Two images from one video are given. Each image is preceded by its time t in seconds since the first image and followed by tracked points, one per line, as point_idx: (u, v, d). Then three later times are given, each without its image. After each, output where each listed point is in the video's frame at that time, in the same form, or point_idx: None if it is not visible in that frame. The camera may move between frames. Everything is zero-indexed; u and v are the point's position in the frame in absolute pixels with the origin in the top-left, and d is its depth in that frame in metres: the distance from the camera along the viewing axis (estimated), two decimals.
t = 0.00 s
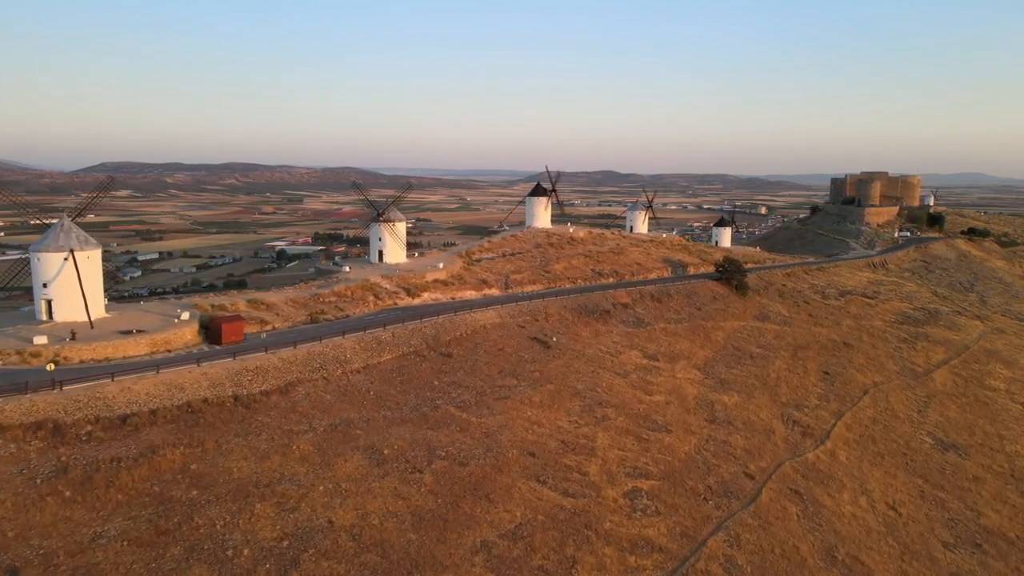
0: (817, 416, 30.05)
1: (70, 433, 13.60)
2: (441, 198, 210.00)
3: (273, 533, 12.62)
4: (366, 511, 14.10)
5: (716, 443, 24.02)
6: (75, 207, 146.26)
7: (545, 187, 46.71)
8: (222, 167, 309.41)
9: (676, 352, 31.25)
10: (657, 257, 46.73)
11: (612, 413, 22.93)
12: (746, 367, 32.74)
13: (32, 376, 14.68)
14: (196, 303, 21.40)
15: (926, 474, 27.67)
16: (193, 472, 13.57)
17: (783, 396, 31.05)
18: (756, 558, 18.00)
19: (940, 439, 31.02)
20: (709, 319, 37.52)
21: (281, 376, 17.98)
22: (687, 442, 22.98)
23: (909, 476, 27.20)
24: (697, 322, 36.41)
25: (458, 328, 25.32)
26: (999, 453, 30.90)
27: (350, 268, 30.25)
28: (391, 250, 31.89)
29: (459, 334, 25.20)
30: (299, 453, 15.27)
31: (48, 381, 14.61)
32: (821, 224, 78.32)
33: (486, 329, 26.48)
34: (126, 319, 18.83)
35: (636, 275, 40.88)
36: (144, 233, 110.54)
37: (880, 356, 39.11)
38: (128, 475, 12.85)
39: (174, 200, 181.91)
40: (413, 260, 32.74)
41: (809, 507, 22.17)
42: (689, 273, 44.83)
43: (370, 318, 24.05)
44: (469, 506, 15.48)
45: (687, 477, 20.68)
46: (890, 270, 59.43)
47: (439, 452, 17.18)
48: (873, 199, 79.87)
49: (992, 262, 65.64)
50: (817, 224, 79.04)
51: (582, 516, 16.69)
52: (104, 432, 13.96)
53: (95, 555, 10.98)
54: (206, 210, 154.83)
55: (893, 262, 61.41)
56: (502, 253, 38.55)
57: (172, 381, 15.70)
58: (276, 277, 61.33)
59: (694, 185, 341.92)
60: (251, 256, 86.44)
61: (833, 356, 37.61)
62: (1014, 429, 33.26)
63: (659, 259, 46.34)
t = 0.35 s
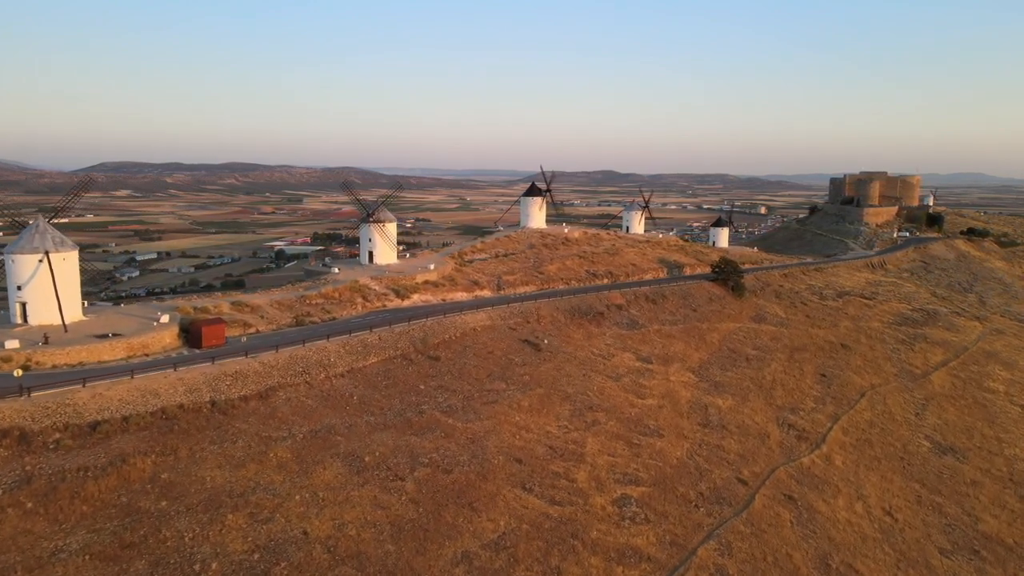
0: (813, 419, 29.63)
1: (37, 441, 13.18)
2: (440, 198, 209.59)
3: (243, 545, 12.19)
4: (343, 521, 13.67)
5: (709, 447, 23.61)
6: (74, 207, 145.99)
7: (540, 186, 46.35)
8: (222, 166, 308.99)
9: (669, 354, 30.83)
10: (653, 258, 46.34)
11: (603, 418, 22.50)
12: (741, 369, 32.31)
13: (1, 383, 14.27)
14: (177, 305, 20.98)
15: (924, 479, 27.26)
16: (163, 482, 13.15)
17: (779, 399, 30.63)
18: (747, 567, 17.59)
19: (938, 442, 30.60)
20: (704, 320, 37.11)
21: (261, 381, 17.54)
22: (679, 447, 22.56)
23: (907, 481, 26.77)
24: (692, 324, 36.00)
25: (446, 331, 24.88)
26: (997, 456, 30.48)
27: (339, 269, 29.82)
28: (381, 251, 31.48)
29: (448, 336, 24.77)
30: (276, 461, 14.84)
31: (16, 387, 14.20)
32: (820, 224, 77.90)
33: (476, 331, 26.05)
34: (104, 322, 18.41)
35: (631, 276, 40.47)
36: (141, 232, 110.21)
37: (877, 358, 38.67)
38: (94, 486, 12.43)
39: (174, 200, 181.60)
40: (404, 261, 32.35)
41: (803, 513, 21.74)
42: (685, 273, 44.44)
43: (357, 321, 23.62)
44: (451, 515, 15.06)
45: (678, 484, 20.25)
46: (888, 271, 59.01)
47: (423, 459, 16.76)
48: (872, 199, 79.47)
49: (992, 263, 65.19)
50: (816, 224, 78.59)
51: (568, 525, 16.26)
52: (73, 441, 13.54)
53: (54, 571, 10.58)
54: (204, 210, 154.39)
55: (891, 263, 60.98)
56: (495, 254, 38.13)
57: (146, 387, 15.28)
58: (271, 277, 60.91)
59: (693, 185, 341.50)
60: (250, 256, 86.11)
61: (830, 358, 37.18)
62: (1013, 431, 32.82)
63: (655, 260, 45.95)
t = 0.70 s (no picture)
0: (809, 423, 29.16)
1: None
2: (439, 198, 209.09)
3: (208, 560, 11.73)
4: (316, 533, 13.20)
5: (701, 452, 23.14)
6: (74, 207, 145.53)
7: (534, 186, 45.89)
8: (221, 166, 308.79)
9: (663, 357, 30.37)
10: (648, 259, 45.90)
11: (593, 423, 22.04)
12: (736, 372, 31.86)
13: None
14: (156, 308, 20.52)
15: (921, 484, 26.78)
16: (129, 493, 12.70)
17: (773, 402, 30.18)
18: None
19: (935, 446, 30.13)
20: (699, 322, 36.65)
21: (238, 387, 17.07)
22: (670, 453, 22.09)
23: (903, 486, 26.29)
24: (687, 326, 35.55)
25: (434, 334, 24.42)
26: (996, 460, 30.02)
27: (327, 270, 29.35)
28: (371, 252, 31.03)
29: (435, 339, 24.31)
30: (249, 470, 14.37)
31: None
32: (819, 224, 77.47)
33: (464, 334, 25.57)
34: (78, 326, 17.95)
35: (625, 277, 40.01)
36: (140, 232, 109.79)
37: (874, 359, 38.21)
38: (54, 498, 11.98)
39: (172, 200, 181.14)
40: (394, 263, 31.88)
41: (797, 520, 21.27)
42: (681, 274, 43.98)
43: (342, 324, 23.15)
44: (430, 526, 14.59)
45: (669, 491, 19.78)
46: (887, 271, 58.53)
47: (403, 467, 16.29)
48: (871, 199, 79.01)
49: (991, 263, 64.71)
50: (814, 224, 78.12)
51: (552, 535, 15.79)
52: (36, 450, 13.09)
53: None
54: (202, 210, 153.84)
55: (890, 263, 60.52)
56: (487, 255, 37.67)
57: (116, 393, 14.83)
58: (267, 278, 60.43)
59: (693, 185, 341.08)
60: (248, 256, 85.62)
61: (826, 360, 36.71)
62: (1012, 435, 32.35)
63: (650, 261, 45.50)
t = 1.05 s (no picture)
0: (805, 426, 28.74)
1: None
2: (438, 198, 208.66)
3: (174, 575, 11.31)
4: (289, 545, 12.78)
5: (693, 458, 22.71)
6: (73, 207, 145.15)
7: (528, 186, 45.47)
8: (221, 165, 308.23)
9: (656, 360, 29.95)
10: (644, 259, 45.47)
11: (583, 428, 21.60)
12: (731, 375, 31.43)
13: None
14: (137, 311, 20.11)
15: (918, 489, 26.36)
16: (95, 505, 12.29)
17: (769, 405, 29.74)
18: None
19: (933, 449, 29.70)
20: (694, 324, 36.22)
21: (216, 393, 16.65)
22: (662, 458, 21.66)
23: (900, 491, 25.86)
24: (681, 327, 35.12)
25: (422, 337, 23.98)
26: (994, 463, 29.59)
27: (315, 272, 28.92)
28: (360, 253, 30.64)
29: (423, 342, 23.90)
30: (222, 479, 13.96)
31: None
32: (817, 224, 77.03)
33: (453, 337, 25.15)
34: (53, 329, 17.55)
35: (620, 278, 39.60)
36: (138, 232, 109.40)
37: (872, 361, 37.79)
38: (15, 510, 11.58)
39: (172, 199, 180.72)
40: (384, 264, 31.45)
41: (791, 527, 20.84)
42: (677, 275, 43.55)
43: (327, 327, 22.71)
44: (410, 536, 14.17)
45: (659, 498, 19.35)
46: (886, 272, 58.10)
47: (384, 475, 15.86)
48: (870, 200, 78.56)
49: (991, 264, 64.27)
50: (813, 224, 77.66)
51: (537, 545, 15.36)
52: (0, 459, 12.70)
53: None
54: (200, 210, 153.35)
55: (889, 264, 60.08)
56: (480, 256, 37.24)
57: (87, 399, 14.42)
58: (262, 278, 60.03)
59: (693, 184, 340.74)
60: (246, 256, 85.24)
61: (823, 362, 36.27)
62: (1010, 437, 31.93)
63: (645, 262, 45.07)
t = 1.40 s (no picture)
0: (800, 430, 28.26)
1: None
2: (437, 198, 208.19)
3: None
4: (257, 559, 12.31)
5: (684, 463, 22.23)
6: (73, 207, 144.67)
7: (522, 186, 45.02)
8: (221, 165, 308.50)
9: (649, 362, 29.47)
10: (639, 260, 44.99)
11: (571, 434, 21.12)
12: (725, 377, 30.94)
13: None
14: (114, 315, 19.65)
15: (914, 494, 25.88)
16: (54, 518, 11.85)
17: (764, 409, 29.26)
18: None
19: (931, 454, 29.21)
20: (689, 326, 35.75)
21: (190, 399, 16.19)
22: (652, 465, 21.18)
23: (896, 497, 25.37)
24: (676, 329, 34.64)
25: (407, 340, 23.50)
26: (993, 467, 29.11)
27: (302, 273, 28.45)
28: (348, 254, 30.15)
29: (409, 346, 23.43)
30: (191, 489, 13.49)
31: None
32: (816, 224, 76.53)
33: (440, 340, 24.67)
34: (25, 334, 17.11)
35: (614, 279, 39.14)
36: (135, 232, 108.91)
37: (869, 363, 37.31)
38: None
39: (171, 199, 180.34)
40: (373, 265, 30.96)
41: (783, 535, 20.35)
42: (672, 276, 43.06)
43: (310, 330, 22.23)
44: (386, 549, 13.69)
45: (648, 506, 18.86)
46: (884, 272, 57.61)
47: (362, 484, 15.36)
48: (870, 199, 78.03)
49: (991, 264, 63.77)
50: (812, 224, 77.15)
51: (518, 557, 14.89)
52: None
53: None
54: (199, 210, 152.85)
55: (887, 264, 59.58)
56: (472, 257, 36.76)
57: (53, 407, 13.98)
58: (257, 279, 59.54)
59: (693, 184, 340.30)
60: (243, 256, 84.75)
61: (819, 365, 35.78)
62: (1009, 441, 31.44)
63: (641, 262, 44.59)
